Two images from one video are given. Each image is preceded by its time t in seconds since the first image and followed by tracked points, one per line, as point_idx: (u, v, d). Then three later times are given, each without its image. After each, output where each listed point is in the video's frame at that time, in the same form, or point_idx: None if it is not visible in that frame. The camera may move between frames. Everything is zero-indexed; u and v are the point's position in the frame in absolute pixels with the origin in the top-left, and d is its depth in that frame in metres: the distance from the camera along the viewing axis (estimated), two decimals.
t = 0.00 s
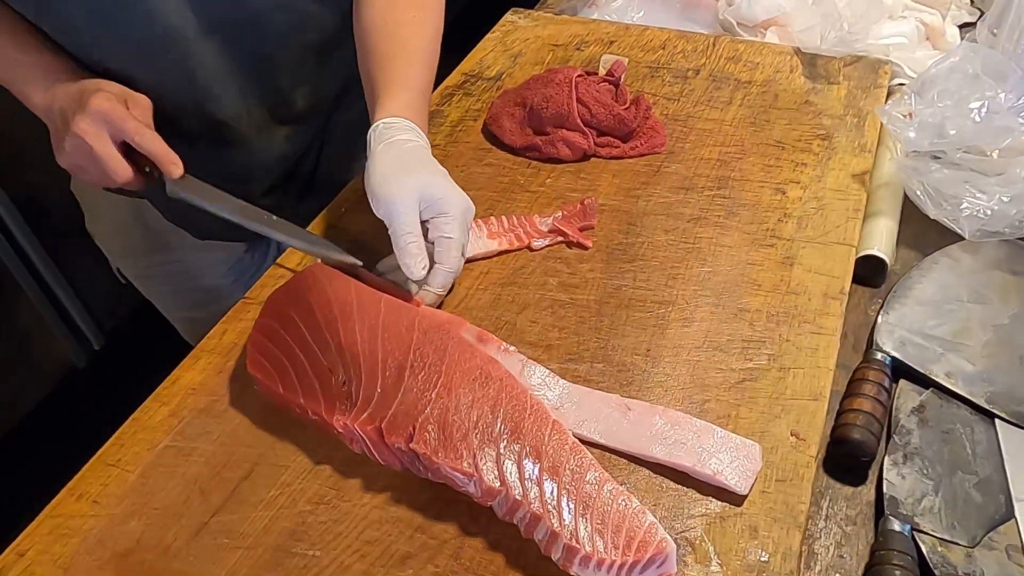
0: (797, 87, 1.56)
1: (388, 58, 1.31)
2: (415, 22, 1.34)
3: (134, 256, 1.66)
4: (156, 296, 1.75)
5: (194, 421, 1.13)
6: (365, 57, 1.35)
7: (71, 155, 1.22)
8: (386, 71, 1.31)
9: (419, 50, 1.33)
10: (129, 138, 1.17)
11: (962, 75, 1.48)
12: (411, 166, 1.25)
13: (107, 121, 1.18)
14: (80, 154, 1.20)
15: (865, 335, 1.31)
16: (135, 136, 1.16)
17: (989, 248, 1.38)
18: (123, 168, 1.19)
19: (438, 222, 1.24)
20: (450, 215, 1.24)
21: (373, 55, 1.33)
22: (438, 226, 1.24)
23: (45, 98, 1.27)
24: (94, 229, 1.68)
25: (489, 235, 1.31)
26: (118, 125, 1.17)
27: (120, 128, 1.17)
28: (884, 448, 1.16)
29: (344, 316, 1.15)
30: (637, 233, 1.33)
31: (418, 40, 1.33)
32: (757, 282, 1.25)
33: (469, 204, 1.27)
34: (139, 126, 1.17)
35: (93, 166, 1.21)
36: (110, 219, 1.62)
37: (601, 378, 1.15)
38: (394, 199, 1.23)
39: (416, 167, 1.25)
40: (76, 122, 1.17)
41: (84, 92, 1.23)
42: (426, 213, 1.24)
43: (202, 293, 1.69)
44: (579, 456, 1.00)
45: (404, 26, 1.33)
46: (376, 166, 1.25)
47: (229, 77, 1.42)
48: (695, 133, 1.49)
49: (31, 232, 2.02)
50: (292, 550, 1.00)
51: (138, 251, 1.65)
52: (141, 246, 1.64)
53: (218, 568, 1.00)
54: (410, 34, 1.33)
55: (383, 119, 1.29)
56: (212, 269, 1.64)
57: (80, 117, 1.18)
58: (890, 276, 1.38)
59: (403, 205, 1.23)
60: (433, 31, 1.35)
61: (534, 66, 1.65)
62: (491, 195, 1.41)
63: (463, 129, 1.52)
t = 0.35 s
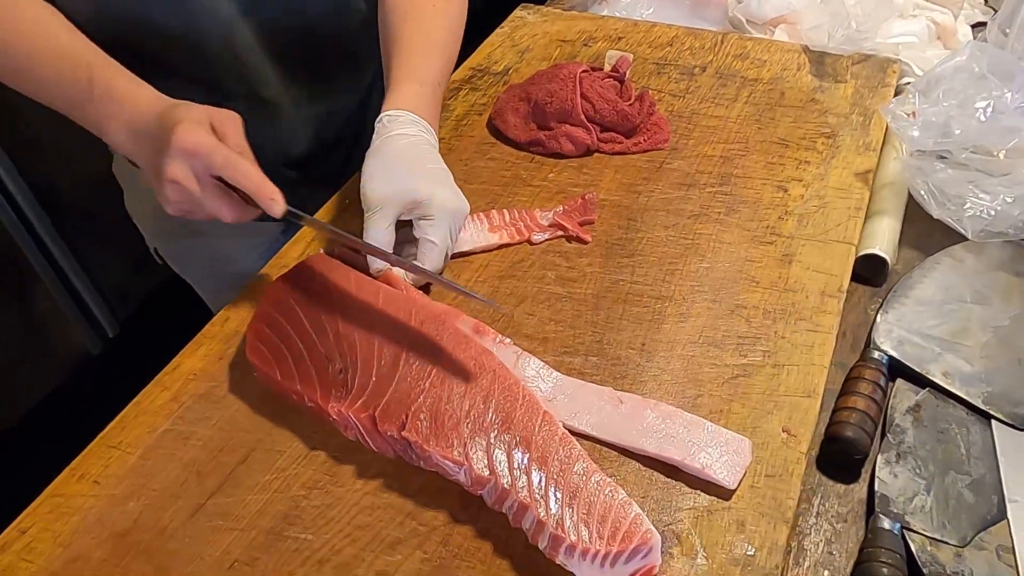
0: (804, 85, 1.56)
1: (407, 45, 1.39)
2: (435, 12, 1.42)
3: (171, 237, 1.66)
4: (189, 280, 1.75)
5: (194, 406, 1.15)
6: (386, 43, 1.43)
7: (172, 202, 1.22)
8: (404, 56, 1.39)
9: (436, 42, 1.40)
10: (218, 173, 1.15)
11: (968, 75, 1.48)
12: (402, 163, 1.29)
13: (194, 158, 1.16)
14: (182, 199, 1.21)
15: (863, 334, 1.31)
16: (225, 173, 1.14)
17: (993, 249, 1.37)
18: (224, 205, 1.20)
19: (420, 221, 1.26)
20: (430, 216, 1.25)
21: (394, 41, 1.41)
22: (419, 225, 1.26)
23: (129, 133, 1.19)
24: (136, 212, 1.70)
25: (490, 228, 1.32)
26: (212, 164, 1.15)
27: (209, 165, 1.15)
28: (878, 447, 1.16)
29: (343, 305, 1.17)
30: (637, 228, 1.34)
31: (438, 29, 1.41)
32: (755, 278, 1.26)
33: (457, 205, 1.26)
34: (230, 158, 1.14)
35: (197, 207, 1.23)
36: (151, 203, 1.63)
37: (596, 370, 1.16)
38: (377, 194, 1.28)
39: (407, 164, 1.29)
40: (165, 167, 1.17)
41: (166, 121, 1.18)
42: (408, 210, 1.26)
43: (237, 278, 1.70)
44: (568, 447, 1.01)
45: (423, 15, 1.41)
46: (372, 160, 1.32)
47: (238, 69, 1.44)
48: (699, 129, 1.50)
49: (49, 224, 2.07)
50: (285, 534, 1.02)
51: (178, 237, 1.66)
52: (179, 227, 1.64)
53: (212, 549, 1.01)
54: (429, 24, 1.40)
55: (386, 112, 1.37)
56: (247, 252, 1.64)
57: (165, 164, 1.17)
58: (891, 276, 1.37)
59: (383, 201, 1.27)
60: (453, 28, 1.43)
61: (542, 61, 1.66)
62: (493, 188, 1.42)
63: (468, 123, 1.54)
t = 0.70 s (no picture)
0: (814, 85, 1.56)
1: (422, 42, 1.40)
2: (450, 12, 1.43)
3: (192, 226, 1.69)
4: (211, 271, 1.78)
5: (200, 393, 1.17)
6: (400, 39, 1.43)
7: (246, 200, 1.19)
8: (418, 53, 1.39)
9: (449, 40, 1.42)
10: (314, 192, 1.16)
11: (978, 77, 1.47)
12: (407, 157, 1.30)
13: (294, 169, 1.17)
14: (258, 202, 1.19)
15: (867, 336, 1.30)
16: (323, 193, 1.16)
17: (1002, 252, 1.34)
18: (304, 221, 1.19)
19: (424, 215, 1.26)
20: (434, 210, 1.25)
21: (409, 38, 1.42)
22: (422, 220, 1.26)
23: (227, 136, 1.21)
24: (156, 204, 1.72)
25: (495, 224, 1.33)
26: (309, 178, 1.16)
27: (308, 181, 1.16)
28: (877, 447, 1.16)
29: (346, 296, 1.19)
30: (641, 226, 1.34)
31: (451, 30, 1.42)
32: (758, 277, 1.26)
33: (461, 200, 1.27)
34: (329, 181, 1.17)
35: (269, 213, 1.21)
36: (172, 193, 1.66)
37: (595, 367, 1.17)
38: (381, 187, 1.28)
39: (412, 158, 1.29)
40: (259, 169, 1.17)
41: (275, 133, 1.20)
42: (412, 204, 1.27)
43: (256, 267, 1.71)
44: (563, 441, 1.02)
45: (438, 15, 1.42)
46: (377, 153, 1.33)
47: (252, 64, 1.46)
48: (707, 129, 1.50)
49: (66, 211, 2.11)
50: (284, 520, 1.04)
51: (199, 226, 1.68)
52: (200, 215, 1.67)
53: (212, 534, 1.03)
54: (443, 24, 1.42)
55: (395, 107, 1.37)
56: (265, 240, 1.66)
57: (266, 164, 1.17)
58: (898, 278, 1.37)
59: (387, 195, 1.27)
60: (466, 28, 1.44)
61: (552, 59, 1.67)
62: (500, 185, 1.43)
63: (478, 120, 1.55)
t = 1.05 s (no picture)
0: (819, 83, 1.55)
1: (442, 28, 1.37)
2: None
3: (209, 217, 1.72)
4: (227, 260, 1.81)
5: (200, 380, 1.18)
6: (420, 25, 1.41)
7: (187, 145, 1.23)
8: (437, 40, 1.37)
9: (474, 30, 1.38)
10: (248, 139, 1.19)
11: (983, 73, 1.46)
12: (440, 136, 1.26)
13: (228, 118, 1.19)
14: (198, 147, 1.22)
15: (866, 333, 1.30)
16: (256, 139, 1.18)
17: (1005, 250, 1.33)
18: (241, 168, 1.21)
19: (462, 197, 1.24)
20: (476, 193, 1.23)
21: (429, 24, 1.39)
22: (461, 201, 1.24)
23: (172, 86, 1.25)
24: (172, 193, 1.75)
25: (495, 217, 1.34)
26: (242, 125, 1.19)
27: (241, 128, 1.19)
28: (873, 444, 1.15)
29: (345, 286, 1.20)
30: (641, 221, 1.35)
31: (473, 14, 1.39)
32: (756, 273, 1.26)
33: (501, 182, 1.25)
34: (262, 128, 1.19)
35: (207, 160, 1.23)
36: (188, 182, 1.69)
37: (591, 360, 1.17)
38: (419, 167, 1.24)
39: (446, 138, 1.26)
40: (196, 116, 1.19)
41: (211, 85, 1.23)
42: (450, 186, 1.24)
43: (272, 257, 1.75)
44: (554, 431, 1.03)
45: None
46: (405, 132, 1.28)
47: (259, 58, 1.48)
48: (710, 125, 1.50)
49: (78, 201, 2.17)
50: (279, 506, 1.05)
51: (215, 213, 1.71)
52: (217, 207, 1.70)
53: (209, 518, 1.05)
54: (464, 8, 1.38)
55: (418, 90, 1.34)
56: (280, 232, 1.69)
57: (202, 111, 1.20)
58: (899, 275, 1.36)
59: (425, 175, 1.23)
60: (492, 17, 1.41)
61: (558, 55, 1.67)
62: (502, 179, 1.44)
63: (483, 114, 1.56)
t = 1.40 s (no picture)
0: (817, 77, 1.54)
1: (502, 59, 1.36)
2: (527, 24, 1.38)
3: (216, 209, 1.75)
4: (229, 252, 1.84)
5: (194, 369, 1.19)
6: (477, 57, 1.40)
7: (169, 113, 1.25)
8: (500, 73, 1.35)
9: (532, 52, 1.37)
10: (218, 94, 1.17)
11: (980, 70, 1.46)
12: (502, 196, 1.24)
13: (196, 76, 1.19)
14: (178, 112, 1.24)
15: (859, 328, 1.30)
16: (224, 93, 1.16)
17: (999, 246, 1.32)
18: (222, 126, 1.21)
19: (518, 260, 1.20)
20: (532, 257, 1.19)
21: (488, 57, 1.37)
22: (516, 264, 1.20)
23: (145, 52, 1.27)
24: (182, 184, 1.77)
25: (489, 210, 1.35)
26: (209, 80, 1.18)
27: (208, 83, 1.18)
28: (862, 437, 1.15)
29: (338, 277, 1.21)
30: (635, 214, 1.35)
31: (532, 43, 1.38)
32: (748, 267, 1.26)
33: (558, 249, 1.21)
34: (230, 81, 1.17)
35: (190, 122, 1.24)
36: (198, 173, 1.71)
37: (581, 353, 1.18)
38: (475, 226, 1.21)
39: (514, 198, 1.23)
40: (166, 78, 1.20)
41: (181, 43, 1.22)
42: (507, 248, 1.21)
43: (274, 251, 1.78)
44: (542, 421, 1.04)
45: (517, 29, 1.38)
46: (470, 187, 1.26)
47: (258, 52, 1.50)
48: (707, 120, 1.50)
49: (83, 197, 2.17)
50: (268, 494, 1.06)
51: (222, 207, 1.74)
52: (224, 200, 1.72)
53: (199, 505, 1.06)
54: (522, 39, 1.37)
55: (488, 135, 1.32)
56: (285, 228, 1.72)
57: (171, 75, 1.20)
58: (894, 269, 1.35)
59: (480, 234, 1.21)
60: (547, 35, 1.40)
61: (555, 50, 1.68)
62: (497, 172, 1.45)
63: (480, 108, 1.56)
